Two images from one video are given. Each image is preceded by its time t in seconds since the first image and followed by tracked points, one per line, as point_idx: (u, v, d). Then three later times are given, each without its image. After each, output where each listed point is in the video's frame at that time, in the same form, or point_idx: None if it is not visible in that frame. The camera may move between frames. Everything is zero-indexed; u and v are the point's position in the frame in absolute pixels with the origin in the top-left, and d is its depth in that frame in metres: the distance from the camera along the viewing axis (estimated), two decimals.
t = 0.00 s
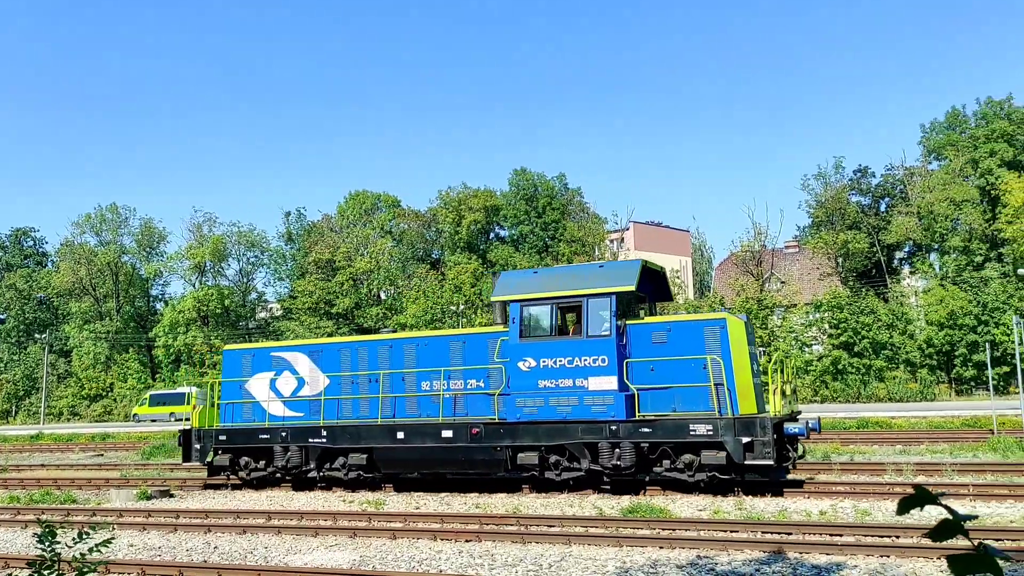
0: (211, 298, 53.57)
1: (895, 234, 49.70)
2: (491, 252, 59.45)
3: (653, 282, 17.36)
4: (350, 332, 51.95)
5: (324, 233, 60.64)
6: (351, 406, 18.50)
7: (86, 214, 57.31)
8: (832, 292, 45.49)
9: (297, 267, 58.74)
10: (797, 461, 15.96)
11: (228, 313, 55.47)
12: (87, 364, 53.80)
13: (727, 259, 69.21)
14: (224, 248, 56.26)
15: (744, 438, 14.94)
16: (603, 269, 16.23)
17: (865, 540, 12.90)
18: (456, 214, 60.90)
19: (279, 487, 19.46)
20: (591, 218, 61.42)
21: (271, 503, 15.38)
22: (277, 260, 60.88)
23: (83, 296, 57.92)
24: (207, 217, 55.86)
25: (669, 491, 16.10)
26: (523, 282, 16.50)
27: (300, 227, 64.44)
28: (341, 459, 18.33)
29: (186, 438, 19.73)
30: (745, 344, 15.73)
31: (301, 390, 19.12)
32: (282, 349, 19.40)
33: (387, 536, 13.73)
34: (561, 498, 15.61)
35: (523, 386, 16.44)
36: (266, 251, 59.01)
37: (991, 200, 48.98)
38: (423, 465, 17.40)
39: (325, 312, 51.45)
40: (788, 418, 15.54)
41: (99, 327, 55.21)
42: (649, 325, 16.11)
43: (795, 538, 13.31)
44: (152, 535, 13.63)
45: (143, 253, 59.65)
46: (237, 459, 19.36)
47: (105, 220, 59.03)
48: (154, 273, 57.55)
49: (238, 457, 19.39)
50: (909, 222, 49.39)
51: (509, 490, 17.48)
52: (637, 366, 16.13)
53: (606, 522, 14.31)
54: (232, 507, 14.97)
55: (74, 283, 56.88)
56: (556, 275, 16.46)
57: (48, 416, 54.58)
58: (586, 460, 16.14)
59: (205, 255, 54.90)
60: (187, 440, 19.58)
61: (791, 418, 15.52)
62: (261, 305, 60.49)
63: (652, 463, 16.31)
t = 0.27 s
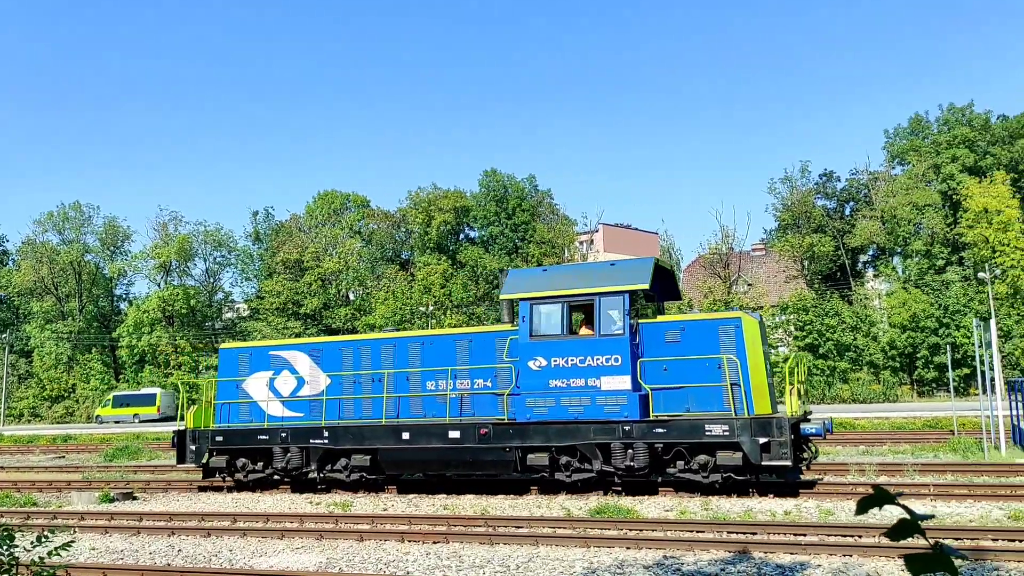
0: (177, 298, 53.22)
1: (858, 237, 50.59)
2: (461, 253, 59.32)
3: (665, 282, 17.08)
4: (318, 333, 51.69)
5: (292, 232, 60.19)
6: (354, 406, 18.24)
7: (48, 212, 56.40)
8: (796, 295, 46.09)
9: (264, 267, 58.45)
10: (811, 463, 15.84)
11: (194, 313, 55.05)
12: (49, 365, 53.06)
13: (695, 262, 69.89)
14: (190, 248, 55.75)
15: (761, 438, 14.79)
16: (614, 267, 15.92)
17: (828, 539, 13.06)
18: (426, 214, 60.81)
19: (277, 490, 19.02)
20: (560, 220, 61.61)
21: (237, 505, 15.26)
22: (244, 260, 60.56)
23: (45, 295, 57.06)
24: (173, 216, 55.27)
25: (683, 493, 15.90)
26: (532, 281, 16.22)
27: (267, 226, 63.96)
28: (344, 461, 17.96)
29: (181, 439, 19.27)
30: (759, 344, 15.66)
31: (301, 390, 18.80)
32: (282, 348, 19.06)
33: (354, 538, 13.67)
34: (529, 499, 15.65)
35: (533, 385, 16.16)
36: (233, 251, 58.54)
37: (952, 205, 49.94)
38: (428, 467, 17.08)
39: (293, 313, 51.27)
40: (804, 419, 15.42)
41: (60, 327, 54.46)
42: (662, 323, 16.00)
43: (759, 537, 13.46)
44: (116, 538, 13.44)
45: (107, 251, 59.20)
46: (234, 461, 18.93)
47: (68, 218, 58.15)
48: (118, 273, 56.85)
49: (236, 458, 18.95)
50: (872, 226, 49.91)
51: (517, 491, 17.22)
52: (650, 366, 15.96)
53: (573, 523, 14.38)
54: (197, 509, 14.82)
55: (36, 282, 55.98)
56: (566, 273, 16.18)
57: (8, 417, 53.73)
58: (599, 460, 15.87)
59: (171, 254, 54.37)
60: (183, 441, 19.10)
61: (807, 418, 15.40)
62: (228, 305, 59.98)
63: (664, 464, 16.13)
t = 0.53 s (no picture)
0: (138, 297, 52.76)
1: (822, 240, 50.47)
2: (429, 254, 58.97)
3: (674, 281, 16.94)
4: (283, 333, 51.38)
5: (258, 232, 59.43)
6: (355, 406, 17.97)
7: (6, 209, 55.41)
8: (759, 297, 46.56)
9: (228, 267, 58.20)
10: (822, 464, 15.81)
11: (157, 313, 54.56)
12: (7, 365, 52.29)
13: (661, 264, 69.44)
14: (153, 246, 55.14)
15: (776, 439, 14.71)
16: (624, 264, 15.76)
17: (791, 539, 13.20)
18: (393, 214, 60.08)
19: (274, 492, 18.58)
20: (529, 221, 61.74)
21: (199, 507, 15.10)
22: (209, 260, 60.11)
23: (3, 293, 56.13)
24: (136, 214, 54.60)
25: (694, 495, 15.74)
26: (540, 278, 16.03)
27: (232, 225, 63.41)
28: (345, 464, 17.58)
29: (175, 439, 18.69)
30: (771, 343, 15.69)
31: (299, 389, 18.48)
32: (279, 346, 18.71)
33: (318, 540, 13.57)
34: (494, 501, 15.67)
35: (541, 385, 15.96)
36: (197, 250, 58.01)
37: (913, 209, 50.79)
38: (433, 468, 16.80)
39: (258, 313, 51.12)
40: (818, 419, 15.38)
41: (18, 326, 53.71)
42: (673, 322, 15.96)
43: (723, 538, 13.58)
44: (75, 541, 13.21)
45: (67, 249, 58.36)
46: (229, 462, 18.40)
47: (27, 215, 57.15)
48: (78, 272, 56.04)
49: (230, 460, 18.45)
50: (835, 230, 49.82)
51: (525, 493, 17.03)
52: (661, 366, 15.87)
53: (539, 524, 14.39)
54: (158, 512, 14.61)
55: None
56: (575, 271, 16.01)
57: None
58: (609, 461, 15.68)
59: (133, 253, 53.73)
60: (176, 442, 18.58)
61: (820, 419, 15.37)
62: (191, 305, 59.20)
63: (675, 465, 15.99)
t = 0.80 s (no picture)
0: (97, 297, 52.52)
1: (785, 242, 49.95)
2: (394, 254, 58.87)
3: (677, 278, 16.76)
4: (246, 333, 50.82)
5: (220, 231, 59.06)
6: (354, 405, 17.69)
7: None
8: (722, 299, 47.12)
9: (189, 267, 57.76)
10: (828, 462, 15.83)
11: (116, 313, 54.13)
12: None
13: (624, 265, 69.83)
14: (113, 245, 54.36)
15: (787, 438, 14.69)
16: (631, 262, 15.60)
17: (751, 538, 13.35)
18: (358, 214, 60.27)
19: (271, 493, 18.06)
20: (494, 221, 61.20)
21: (159, 510, 14.89)
22: (170, 259, 59.52)
23: None
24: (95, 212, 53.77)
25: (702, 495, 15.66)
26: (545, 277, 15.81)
27: (194, 224, 62.75)
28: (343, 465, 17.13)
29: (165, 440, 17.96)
30: (779, 342, 15.73)
31: (294, 389, 18.15)
32: (275, 345, 18.37)
33: (281, 543, 13.46)
34: (459, 502, 15.65)
35: (547, 385, 15.77)
36: (158, 249, 57.28)
37: (872, 212, 51.83)
38: (435, 469, 16.47)
39: (220, 313, 50.86)
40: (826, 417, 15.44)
41: None
42: (682, 321, 16.01)
43: (685, 537, 13.68)
44: (30, 545, 12.97)
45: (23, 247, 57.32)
46: (223, 464, 17.78)
47: None
48: (35, 270, 55.04)
49: (224, 461, 17.82)
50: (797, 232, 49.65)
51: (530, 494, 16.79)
52: (670, 365, 15.85)
53: (503, 525, 14.39)
54: (117, 515, 14.38)
55: None
56: (580, 268, 15.82)
57: None
58: (616, 462, 15.46)
59: (92, 251, 52.92)
60: (166, 443, 17.89)
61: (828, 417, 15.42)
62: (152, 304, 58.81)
63: (683, 464, 15.84)
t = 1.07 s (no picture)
0: (55, 296, 51.92)
1: (748, 244, 50.17)
2: (360, 254, 58.71)
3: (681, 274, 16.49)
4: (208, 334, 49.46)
5: (182, 230, 58.37)
6: (353, 405, 17.43)
7: None
8: (686, 300, 47.48)
9: (149, 266, 57.19)
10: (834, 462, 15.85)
11: (75, 312, 53.69)
12: None
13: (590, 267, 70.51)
14: (71, 243, 53.48)
15: (795, 437, 14.69)
16: (637, 260, 15.49)
17: (714, 537, 13.47)
18: (324, 214, 61.25)
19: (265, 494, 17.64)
20: (461, 222, 60.84)
21: (118, 513, 14.65)
22: (130, 258, 58.85)
23: None
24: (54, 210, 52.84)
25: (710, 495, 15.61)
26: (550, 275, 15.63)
27: (155, 223, 61.94)
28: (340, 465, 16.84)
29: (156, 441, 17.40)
30: (785, 342, 15.81)
31: (290, 389, 17.84)
32: (271, 343, 18.10)
33: (242, 545, 13.30)
34: (424, 503, 15.59)
35: (552, 384, 15.59)
36: (118, 248, 56.43)
37: (834, 215, 52.67)
38: (438, 470, 16.25)
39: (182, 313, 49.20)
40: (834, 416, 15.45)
41: None
42: (689, 320, 16.14)
43: (650, 536, 13.75)
44: None
45: None
46: (217, 465, 17.30)
47: None
48: None
49: (218, 463, 17.36)
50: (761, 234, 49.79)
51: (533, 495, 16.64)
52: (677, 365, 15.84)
53: (469, 525, 14.36)
54: (75, 518, 14.12)
55: None
56: (585, 267, 15.70)
57: None
58: (623, 462, 15.40)
59: (50, 250, 51.98)
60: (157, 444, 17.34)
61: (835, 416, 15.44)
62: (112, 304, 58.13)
63: (691, 465, 15.78)
